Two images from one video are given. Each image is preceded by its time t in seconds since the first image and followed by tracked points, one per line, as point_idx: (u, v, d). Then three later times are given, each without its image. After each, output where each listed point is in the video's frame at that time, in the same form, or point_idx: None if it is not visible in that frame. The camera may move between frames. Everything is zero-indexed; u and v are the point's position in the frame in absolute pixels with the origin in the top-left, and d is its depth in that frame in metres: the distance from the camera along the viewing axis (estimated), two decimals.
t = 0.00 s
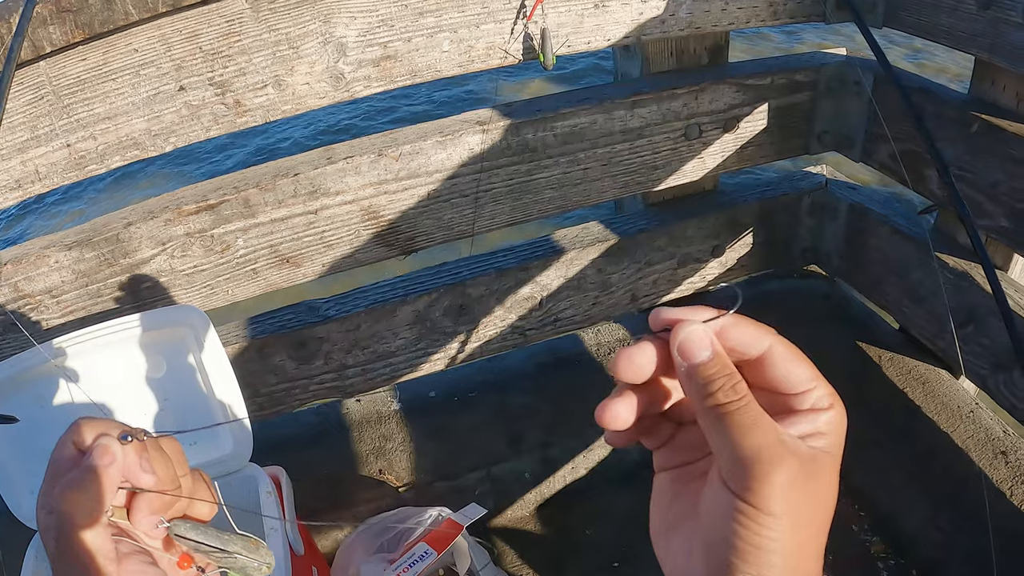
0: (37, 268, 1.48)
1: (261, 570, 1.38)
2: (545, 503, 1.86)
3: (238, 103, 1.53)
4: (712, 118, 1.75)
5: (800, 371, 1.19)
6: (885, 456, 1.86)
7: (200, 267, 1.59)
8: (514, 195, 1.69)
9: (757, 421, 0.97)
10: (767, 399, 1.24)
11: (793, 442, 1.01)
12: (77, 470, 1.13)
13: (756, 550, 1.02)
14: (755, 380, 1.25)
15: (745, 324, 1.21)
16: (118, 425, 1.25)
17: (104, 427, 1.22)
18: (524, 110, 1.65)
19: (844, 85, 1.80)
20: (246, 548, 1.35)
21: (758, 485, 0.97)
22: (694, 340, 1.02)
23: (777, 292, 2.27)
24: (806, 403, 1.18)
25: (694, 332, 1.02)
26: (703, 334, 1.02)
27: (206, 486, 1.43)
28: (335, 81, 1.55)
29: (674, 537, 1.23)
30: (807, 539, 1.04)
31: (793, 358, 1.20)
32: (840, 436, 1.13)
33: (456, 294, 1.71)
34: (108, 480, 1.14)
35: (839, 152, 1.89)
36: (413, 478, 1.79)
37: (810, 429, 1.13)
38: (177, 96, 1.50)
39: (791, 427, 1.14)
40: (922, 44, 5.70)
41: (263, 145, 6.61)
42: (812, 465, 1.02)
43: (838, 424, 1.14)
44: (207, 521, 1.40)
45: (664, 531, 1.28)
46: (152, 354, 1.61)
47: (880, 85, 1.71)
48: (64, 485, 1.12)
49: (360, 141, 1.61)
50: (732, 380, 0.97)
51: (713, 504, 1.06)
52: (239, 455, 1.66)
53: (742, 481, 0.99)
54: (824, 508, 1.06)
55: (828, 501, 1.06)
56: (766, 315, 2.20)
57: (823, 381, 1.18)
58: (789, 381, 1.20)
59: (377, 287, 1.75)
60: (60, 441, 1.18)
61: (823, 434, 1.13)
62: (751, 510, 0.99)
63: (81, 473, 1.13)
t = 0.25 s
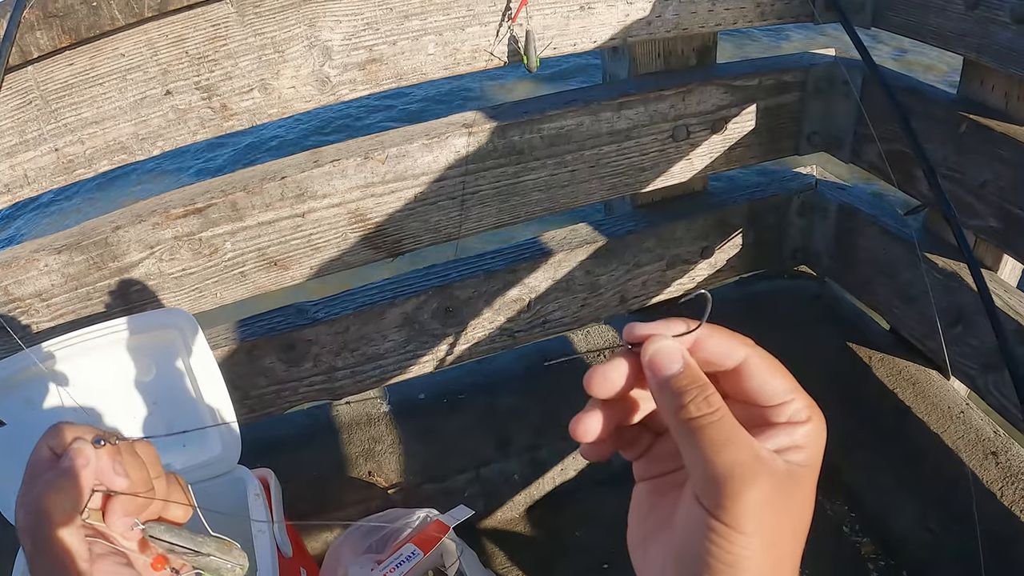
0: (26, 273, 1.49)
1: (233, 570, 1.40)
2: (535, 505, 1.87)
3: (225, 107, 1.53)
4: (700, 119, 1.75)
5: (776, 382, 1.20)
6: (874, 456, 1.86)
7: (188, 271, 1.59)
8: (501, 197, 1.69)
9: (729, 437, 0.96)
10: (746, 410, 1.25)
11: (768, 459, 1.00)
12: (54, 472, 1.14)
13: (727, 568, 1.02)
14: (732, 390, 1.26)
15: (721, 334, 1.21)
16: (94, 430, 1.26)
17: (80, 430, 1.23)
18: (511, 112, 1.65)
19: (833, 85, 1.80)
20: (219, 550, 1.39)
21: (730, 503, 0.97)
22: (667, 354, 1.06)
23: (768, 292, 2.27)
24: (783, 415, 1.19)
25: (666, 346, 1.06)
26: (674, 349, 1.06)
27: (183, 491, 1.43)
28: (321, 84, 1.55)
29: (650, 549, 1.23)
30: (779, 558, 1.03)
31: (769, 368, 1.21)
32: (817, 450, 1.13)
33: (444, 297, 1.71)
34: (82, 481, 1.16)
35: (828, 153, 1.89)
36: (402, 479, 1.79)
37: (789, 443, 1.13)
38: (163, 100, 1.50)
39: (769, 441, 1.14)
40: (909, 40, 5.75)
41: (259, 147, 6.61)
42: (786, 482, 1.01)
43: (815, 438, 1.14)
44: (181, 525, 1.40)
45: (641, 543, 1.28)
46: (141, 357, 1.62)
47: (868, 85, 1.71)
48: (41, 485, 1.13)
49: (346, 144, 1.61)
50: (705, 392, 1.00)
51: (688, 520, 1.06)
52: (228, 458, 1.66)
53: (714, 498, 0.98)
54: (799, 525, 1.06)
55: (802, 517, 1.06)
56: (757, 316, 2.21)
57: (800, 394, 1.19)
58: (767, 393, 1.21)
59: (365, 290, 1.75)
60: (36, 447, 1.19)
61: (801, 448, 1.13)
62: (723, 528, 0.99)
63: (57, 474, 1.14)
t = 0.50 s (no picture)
0: (22, 274, 1.49)
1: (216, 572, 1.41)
2: (531, 506, 1.88)
3: (220, 109, 1.53)
4: (694, 120, 1.76)
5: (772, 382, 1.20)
6: (869, 456, 1.86)
7: (184, 273, 1.60)
8: (495, 199, 1.69)
9: (725, 440, 0.97)
10: (741, 410, 1.25)
11: (764, 461, 1.01)
12: (36, 476, 1.15)
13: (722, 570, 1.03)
14: (729, 391, 1.26)
15: (717, 335, 1.22)
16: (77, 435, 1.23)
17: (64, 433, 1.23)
18: (505, 114, 1.66)
19: (827, 86, 1.80)
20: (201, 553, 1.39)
21: (725, 507, 0.97)
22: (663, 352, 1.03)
23: (764, 293, 2.27)
24: (780, 415, 1.19)
25: (664, 345, 1.03)
26: (672, 348, 1.03)
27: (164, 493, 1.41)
28: (316, 86, 1.56)
29: (647, 548, 1.24)
30: (775, 560, 1.03)
31: (765, 368, 1.21)
32: (814, 451, 1.13)
33: (439, 298, 1.72)
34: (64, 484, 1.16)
35: (822, 153, 1.90)
36: (399, 479, 1.80)
37: (785, 444, 1.14)
38: (159, 102, 1.50)
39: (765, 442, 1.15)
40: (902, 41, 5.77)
41: (257, 148, 6.62)
42: (781, 484, 1.02)
43: (812, 438, 1.15)
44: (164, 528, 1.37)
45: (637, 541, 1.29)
46: (137, 358, 1.61)
47: (861, 86, 1.72)
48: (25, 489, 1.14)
49: (341, 146, 1.61)
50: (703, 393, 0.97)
51: (683, 521, 1.06)
52: (224, 459, 1.67)
53: (709, 502, 0.98)
54: (794, 526, 1.06)
55: (797, 518, 1.07)
56: (753, 317, 2.21)
57: (795, 393, 1.20)
58: (763, 393, 1.21)
59: (360, 291, 1.76)
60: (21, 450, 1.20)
61: (797, 449, 1.13)
62: (718, 531, 0.99)
63: (42, 477, 1.15)
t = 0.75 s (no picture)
0: (22, 276, 1.49)
1: None
2: (531, 506, 1.88)
3: (220, 110, 1.53)
4: (694, 121, 1.76)
5: (773, 377, 1.20)
6: (869, 457, 1.86)
7: (184, 274, 1.60)
8: (495, 200, 1.70)
9: (725, 443, 0.95)
10: (744, 407, 1.25)
11: (765, 461, 1.00)
12: (33, 478, 1.15)
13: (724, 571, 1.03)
14: (732, 386, 1.26)
15: (717, 333, 1.21)
16: (76, 437, 1.24)
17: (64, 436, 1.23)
18: (505, 115, 1.66)
19: (826, 87, 1.81)
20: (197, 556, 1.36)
21: (725, 508, 0.97)
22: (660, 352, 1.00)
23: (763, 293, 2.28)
24: (783, 410, 1.18)
25: (661, 343, 1.00)
26: (670, 346, 1.00)
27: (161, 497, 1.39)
28: (316, 87, 1.56)
29: (652, 543, 1.25)
30: (778, 561, 1.04)
31: (766, 362, 1.20)
32: (818, 447, 1.12)
33: (439, 299, 1.72)
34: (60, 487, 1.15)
35: (821, 154, 1.90)
36: (398, 480, 1.79)
37: (788, 440, 1.12)
38: (159, 103, 1.50)
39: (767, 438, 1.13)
40: (900, 42, 5.78)
41: (255, 149, 6.61)
42: (783, 484, 1.02)
43: (816, 432, 1.13)
44: (161, 532, 1.35)
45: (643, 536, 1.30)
46: (136, 360, 1.61)
47: (860, 87, 1.72)
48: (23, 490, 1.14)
49: (341, 147, 1.61)
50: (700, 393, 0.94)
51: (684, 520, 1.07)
52: (224, 461, 1.66)
53: (708, 506, 0.99)
54: (797, 524, 1.06)
55: (800, 517, 1.07)
56: (752, 317, 2.22)
57: (798, 387, 1.19)
58: (765, 388, 1.21)
59: (361, 292, 1.76)
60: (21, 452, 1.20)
61: (800, 445, 1.12)
62: (718, 535, 1.00)
63: (38, 480, 1.15)
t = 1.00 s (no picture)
0: (24, 276, 1.49)
1: None
2: (532, 507, 1.88)
3: (223, 111, 1.54)
4: (695, 121, 1.76)
5: (771, 369, 1.09)
6: (870, 457, 1.87)
7: (187, 274, 1.60)
8: (497, 201, 1.70)
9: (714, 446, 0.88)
10: (740, 400, 1.14)
11: (758, 463, 0.93)
12: (38, 477, 1.15)
13: None
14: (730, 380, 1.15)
15: (707, 330, 1.10)
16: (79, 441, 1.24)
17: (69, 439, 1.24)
18: (507, 115, 1.66)
19: (826, 88, 1.81)
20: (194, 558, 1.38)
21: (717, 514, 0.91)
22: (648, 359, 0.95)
23: (764, 294, 2.28)
24: (781, 404, 1.08)
25: (647, 351, 0.96)
26: (656, 352, 0.96)
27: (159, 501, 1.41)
28: (319, 88, 1.56)
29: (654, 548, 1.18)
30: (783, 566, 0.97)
31: (764, 355, 1.09)
32: (819, 442, 1.03)
33: (441, 300, 1.72)
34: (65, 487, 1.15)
35: (822, 155, 1.91)
36: (401, 482, 1.80)
37: (784, 438, 1.03)
38: (161, 104, 1.50)
39: (762, 436, 1.04)
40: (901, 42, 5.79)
41: (254, 150, 6.60)
42: (780, 485, 0.94)
43: (817, 427, 1.04)
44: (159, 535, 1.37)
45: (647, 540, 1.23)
46: (138, 361, 1.61)
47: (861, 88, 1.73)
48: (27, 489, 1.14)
49: (344, 148, 1.62)
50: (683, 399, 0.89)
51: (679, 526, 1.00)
52: (227, 461, 1.66)
53: (700, 512, 0.92)
54: (802, 526, 0.99)
55: (807, 521, 1.00)
56: (752, 318, 2.22)
57: (799, 379, 1.09)
58: (763, 381, 1.10)
59: (362, 293, 1.76)
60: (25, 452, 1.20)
61: (799, 443, 1.02)
62: (714, 543, 0.93)
63: (43, 479, 1.14)
